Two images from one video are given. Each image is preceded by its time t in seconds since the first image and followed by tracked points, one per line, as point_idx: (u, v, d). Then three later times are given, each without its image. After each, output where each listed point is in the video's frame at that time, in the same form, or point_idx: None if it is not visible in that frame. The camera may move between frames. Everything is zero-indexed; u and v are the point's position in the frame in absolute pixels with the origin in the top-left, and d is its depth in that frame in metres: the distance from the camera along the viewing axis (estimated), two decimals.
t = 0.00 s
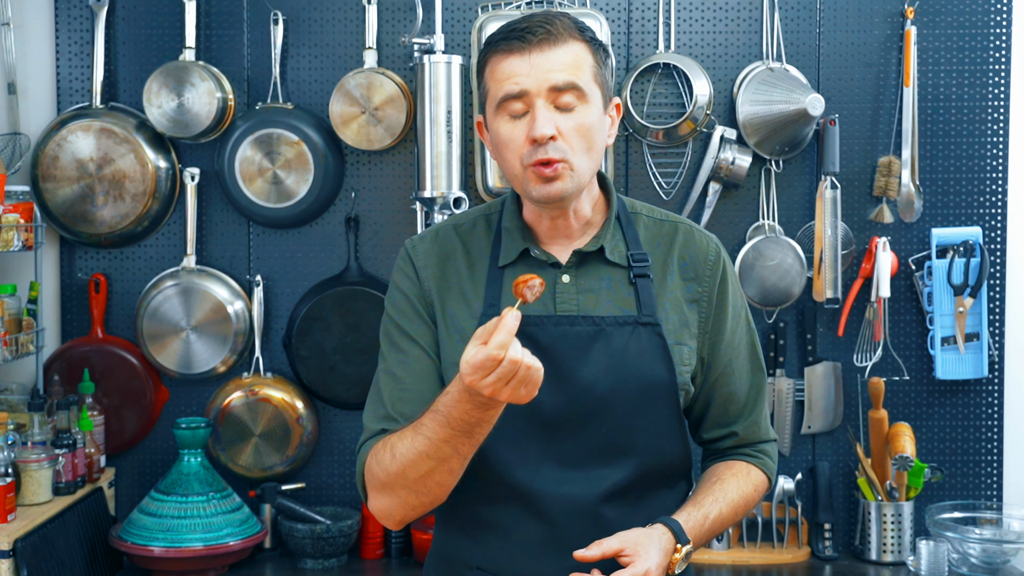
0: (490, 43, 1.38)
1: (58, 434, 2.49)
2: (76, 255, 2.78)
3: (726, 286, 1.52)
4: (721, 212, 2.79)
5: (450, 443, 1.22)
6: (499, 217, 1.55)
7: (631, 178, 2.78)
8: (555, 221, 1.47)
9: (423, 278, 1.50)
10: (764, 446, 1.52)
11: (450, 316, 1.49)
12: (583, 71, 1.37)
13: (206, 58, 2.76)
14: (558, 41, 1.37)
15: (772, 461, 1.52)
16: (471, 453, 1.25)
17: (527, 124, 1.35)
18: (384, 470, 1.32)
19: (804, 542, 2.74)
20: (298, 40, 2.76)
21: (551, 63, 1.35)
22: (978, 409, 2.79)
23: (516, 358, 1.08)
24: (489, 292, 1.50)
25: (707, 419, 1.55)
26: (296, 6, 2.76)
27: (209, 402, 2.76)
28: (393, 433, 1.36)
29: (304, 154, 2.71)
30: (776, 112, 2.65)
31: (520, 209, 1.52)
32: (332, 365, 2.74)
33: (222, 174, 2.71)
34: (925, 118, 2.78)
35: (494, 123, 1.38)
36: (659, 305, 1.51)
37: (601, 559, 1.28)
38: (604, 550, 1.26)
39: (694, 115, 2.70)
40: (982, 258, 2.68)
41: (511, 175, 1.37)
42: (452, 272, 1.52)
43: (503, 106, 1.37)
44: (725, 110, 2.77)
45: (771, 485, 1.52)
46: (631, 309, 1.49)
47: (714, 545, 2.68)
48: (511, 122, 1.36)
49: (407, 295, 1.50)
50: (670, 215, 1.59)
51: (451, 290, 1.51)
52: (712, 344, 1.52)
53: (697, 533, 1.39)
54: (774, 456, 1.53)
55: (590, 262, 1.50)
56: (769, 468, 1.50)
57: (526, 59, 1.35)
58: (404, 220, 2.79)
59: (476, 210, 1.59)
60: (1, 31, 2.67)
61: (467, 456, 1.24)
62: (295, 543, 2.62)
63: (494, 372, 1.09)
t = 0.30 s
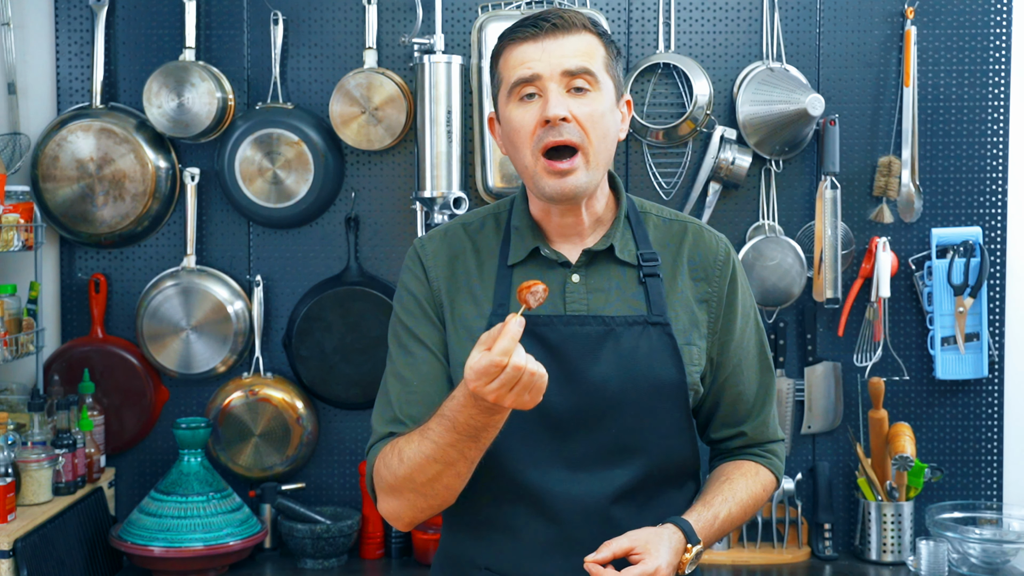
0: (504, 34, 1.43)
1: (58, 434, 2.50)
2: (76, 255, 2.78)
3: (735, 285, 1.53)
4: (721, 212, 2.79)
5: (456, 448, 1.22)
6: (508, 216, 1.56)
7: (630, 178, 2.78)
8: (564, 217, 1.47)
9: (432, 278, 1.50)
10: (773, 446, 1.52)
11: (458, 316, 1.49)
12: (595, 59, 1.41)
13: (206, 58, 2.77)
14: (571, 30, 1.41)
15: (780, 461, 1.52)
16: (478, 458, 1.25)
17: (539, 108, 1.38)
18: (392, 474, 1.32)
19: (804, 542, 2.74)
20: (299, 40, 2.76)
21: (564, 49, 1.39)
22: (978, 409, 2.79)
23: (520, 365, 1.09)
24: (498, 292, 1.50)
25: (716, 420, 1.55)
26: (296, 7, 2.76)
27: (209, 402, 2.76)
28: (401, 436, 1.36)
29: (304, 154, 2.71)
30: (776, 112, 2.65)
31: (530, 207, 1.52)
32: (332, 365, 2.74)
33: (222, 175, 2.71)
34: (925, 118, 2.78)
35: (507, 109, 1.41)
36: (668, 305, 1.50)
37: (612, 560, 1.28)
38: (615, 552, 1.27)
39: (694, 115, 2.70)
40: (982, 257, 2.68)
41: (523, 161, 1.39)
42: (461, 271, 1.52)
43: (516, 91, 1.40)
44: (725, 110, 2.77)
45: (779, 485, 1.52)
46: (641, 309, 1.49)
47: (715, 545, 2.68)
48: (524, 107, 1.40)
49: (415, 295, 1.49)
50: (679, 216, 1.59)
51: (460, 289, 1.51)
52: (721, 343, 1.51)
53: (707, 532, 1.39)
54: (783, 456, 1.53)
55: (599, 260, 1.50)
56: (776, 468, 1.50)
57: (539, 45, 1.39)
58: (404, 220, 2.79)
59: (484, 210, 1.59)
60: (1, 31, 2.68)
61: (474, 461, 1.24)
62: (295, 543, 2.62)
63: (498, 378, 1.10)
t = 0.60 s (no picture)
0: (517, 35, 1.44)
1: (58, 434, 2.49)
2: (76, 255, 2.78)
3: (746, 290, 1.53)
4: (722, 212, 2.79)
5: (460, 436, 1.23)
6: (519, 216, 1.56)
7: (630, 178, 2.78)
8: (575, 218, 1.48)
9: (443, 279, 1.51)
10: (783, 450, 1.52)
11: (466, 316, 1.49)
12: (607, 61, 1.41)
13: (206, 58, 2.76)
14: (583, 32, 1.41)
15: (791, 465, 1.52)
16: (483, 445, 1.25)
17: (550, 110, 1.38)
18: (399, 470, 1.32)
19: (803, 542, 2.74)
20: (299, 39, 2.76)
21: (576, 51, 1.40)
22: (978, 409, 2.79)
23: (514, 340, 1.08)
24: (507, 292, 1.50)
25: (726, 423, 1.55)
26: (296, 6, 2.76)
27: (209, 402, 2.76)
28: (406, 432, 1.37)
29: (304, 154, 2.71)
30: (776, 112, 2.65)
31: (541, 208, 1.53)
32: (332, 365, 2.74)
33: (222, 174, 2.71)
34: (925, 118, 2.78)
35: (519, 111, 1.42)
36: (679, 307, 1.50)
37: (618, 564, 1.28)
38: (621, 556, 1.27)
39: (694, 115, 2.70)
40: (982, 257, 2.68)
41: (533, 162, 1.39)
42: (471, 271, 1.52)
43: (528, 92, 1.41)
44: (725, 110, 2.77)
45: (790, 488, 1.53)
46: (651, 312, 1.49)
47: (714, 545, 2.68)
48: (535, 108, 1.40)
49: (425, 296, 1.50)
50: (691, 216, 1.59)
51: (469, 289, 1.51)
52: (732, 347, 1.52)
53: (715, 536, 1.40)
54: (794, 459, 1.52)
55: (610, 263, 1.50)
56: (788, 472, 1.50)
57: (551, 47, 1.40)
58: (404, 220, 2.79)
59: (496, 210, 1.59)
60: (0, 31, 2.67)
61: (479, 448, 1.24)
62: (295, 543, 2.62)
63: (493, 355, 1.09)
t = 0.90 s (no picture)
0: (513, 37, 1.44)
1: (58, 434, 2.49)
2: (76, 255, 2.78)
3: (746, 289, 1.52)
4: (722, 212, 2.79)
5: (451, 425, 1.23)
6: (521, 216, 1.56)
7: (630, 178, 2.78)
8: (573, 217, 1.48)
9: (443, 280, 1.51)
10: (786, 450, 1.52)
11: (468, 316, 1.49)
12: (603, 61, 1.41)
13: (206, 58, 2.76)
14: (579, 33, 1.41)
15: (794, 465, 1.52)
16: (474, 436, 1.25)
17: (545, 111, 1.38)
18: (389, 462, 1.32)
19: (804, 542, 2.74)
20: (298, 39, 2.76)
21: (571, 51, 1.39)
22: (978, 409, 2.79)
23: (503, 316, 1.09)
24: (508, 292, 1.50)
25: (729, 422, 1.55)
26: (296, 6, 2.76)
27: (209, 402, 2.76)
28: (398, 425, 1.37)
29: (304, 154, 2.71)
30: (776, 112, 2.65)
31: (541, 209, 1.53)
32: (332, 365, 2.74)
33: (222, 174, 2.71)
34: (925, 118, 2.78)
35: (514, 112, 1.41)
36: (678, 307, 1.50)
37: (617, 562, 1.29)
38: (619, 554, 1.27)
39: (694, 115, 2.70)
40: (982, 258, 2.68)
41: (529, 163, 1.39)
42: (472, 270, 1.52)
43: (523, 93, 1.41)
44: (725, 110, 2.77)
45: (793, 489, 1.52)
46: (650, 311, 1.49)
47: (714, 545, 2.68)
48: (530, 109, 1.40)
49: (426, 297, 1.50)
50: (692, 216, 1.59)
51: (470, 288, 1.51)
52: (733, 346, 1.51)
53: (717, 536, 1.39)
54: (797, 459, 1.52)
55: (610, 262, 1.50)
56: (791, 472, 1.50)
57: (546, 48, 1.40)
58: (403, 220, 2.79)
59: (497, 210, 1.59)
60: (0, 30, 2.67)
61: (470, 439, 1.25)
62: (295, 543, 2.62)
63: (482, 332, 1.10)
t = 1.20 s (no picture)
0: (493, 43, 1.40)
1: (58, 434, 2.49)
2: (76, 255, 2.78)
3: (732, 287, 1.53)
4: (722, 212, 2.79)
5: (427, 422, 1.22)
6: (507, 217, 1.56)
7: (631, 178, 2.78)
8: (558, 219, 1.48)
9: (429, 277, 1.51)
10: (772, 449, 1.52)
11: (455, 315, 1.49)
12: (584, 70, 1.37)
13: (206, 58, 2.76)
14: (560, 41, 1.38)
15: (780, 464, 1.52)
16: (450, 434, 1.24)
17: (525, 123, 1.35)
18: (366, 454, 1.32)
19: (804, 542, 2.74)
20: (298, 40, 2.76)
21: (551, 61, 1.36)
22: (978, 409, 2.79)
23: (479, 315, 1.08)
24: (495, 290, 1.50)
25: (716, 421, 1.55)
26: (295, 6, 2.76)
27: (209, 402, 2.76)
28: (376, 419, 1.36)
29: (304, 154, 2.71)
30: (776, 112, 2.65)
31: (527, 209, 1.53)
32: (332, 365, 2.74)
33: (222, 175, 2.71)
34: (925, 118, 2.78)
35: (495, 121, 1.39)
36: (665, 305, 1.51)
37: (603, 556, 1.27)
38: (607, 547, 1.26)
39: (694, 115, 2.70)
40: (982, 257, 2.68)
41: (510, 174, 1.37)
42: (459, 269, 1.52)
43: (504, 103, 1.38)
44: (725, 110, 2.77)
45: (779, 488, 1.52)
46: (637, 309, 1.50)
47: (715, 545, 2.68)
48: (511, 120, 1.37)
49: (412, 293, 1.50)
50: (678, 216, 1.60)
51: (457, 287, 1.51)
52: (720, 344, 1.52)
53: (701, 533, 1.39)
54: (783, 458, 1.52)
55: (596, 261, 1.51)
56: (776, 471, 1.50)
57: (526, 58, 1.36)
58: (404, 220, 2.79)
59: (483, 210, 1.59)
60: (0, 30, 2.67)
61: (445, 437, 1.24)
62: (295, 543, 2.62)
63: (457, 328, 1.09)
